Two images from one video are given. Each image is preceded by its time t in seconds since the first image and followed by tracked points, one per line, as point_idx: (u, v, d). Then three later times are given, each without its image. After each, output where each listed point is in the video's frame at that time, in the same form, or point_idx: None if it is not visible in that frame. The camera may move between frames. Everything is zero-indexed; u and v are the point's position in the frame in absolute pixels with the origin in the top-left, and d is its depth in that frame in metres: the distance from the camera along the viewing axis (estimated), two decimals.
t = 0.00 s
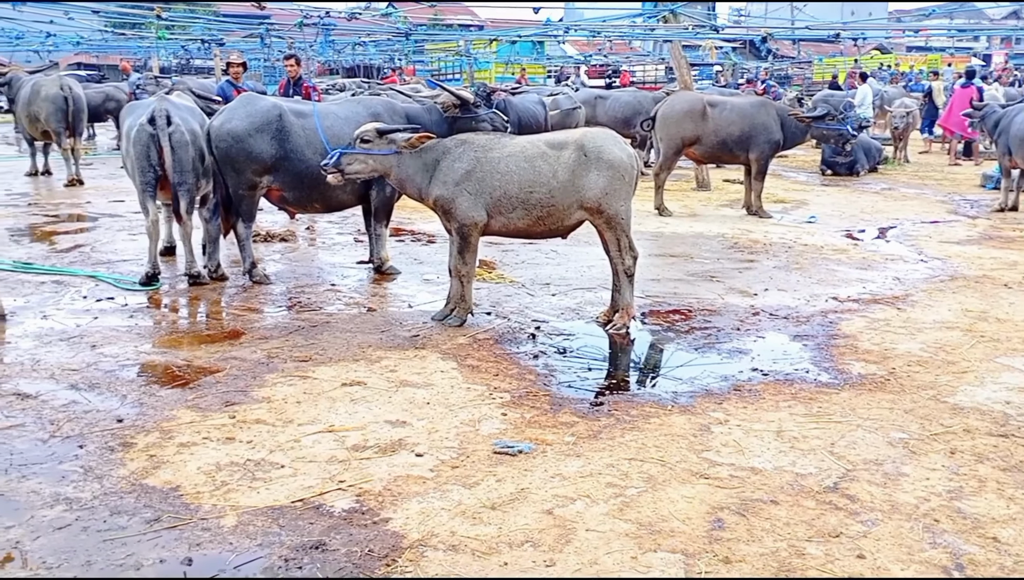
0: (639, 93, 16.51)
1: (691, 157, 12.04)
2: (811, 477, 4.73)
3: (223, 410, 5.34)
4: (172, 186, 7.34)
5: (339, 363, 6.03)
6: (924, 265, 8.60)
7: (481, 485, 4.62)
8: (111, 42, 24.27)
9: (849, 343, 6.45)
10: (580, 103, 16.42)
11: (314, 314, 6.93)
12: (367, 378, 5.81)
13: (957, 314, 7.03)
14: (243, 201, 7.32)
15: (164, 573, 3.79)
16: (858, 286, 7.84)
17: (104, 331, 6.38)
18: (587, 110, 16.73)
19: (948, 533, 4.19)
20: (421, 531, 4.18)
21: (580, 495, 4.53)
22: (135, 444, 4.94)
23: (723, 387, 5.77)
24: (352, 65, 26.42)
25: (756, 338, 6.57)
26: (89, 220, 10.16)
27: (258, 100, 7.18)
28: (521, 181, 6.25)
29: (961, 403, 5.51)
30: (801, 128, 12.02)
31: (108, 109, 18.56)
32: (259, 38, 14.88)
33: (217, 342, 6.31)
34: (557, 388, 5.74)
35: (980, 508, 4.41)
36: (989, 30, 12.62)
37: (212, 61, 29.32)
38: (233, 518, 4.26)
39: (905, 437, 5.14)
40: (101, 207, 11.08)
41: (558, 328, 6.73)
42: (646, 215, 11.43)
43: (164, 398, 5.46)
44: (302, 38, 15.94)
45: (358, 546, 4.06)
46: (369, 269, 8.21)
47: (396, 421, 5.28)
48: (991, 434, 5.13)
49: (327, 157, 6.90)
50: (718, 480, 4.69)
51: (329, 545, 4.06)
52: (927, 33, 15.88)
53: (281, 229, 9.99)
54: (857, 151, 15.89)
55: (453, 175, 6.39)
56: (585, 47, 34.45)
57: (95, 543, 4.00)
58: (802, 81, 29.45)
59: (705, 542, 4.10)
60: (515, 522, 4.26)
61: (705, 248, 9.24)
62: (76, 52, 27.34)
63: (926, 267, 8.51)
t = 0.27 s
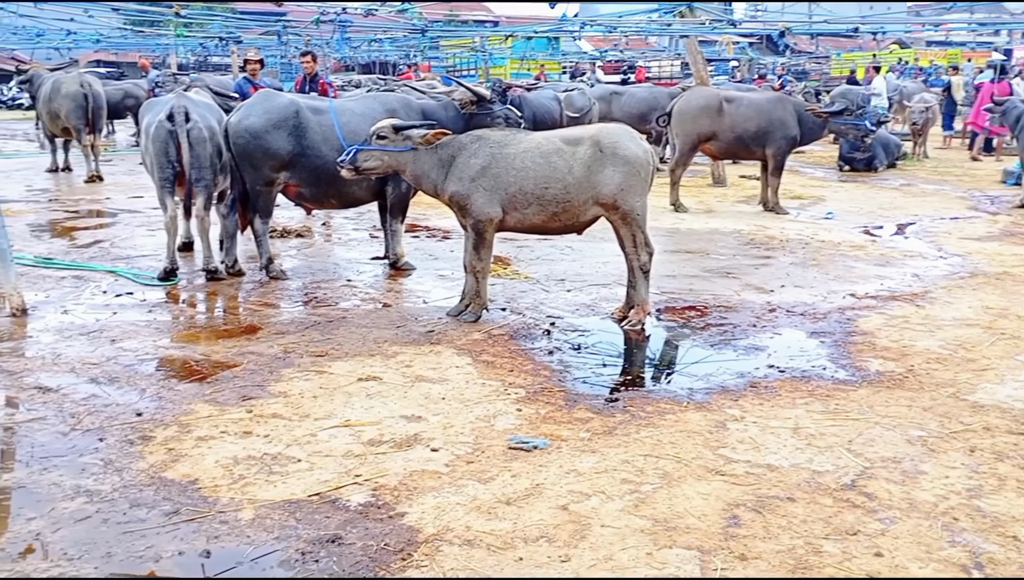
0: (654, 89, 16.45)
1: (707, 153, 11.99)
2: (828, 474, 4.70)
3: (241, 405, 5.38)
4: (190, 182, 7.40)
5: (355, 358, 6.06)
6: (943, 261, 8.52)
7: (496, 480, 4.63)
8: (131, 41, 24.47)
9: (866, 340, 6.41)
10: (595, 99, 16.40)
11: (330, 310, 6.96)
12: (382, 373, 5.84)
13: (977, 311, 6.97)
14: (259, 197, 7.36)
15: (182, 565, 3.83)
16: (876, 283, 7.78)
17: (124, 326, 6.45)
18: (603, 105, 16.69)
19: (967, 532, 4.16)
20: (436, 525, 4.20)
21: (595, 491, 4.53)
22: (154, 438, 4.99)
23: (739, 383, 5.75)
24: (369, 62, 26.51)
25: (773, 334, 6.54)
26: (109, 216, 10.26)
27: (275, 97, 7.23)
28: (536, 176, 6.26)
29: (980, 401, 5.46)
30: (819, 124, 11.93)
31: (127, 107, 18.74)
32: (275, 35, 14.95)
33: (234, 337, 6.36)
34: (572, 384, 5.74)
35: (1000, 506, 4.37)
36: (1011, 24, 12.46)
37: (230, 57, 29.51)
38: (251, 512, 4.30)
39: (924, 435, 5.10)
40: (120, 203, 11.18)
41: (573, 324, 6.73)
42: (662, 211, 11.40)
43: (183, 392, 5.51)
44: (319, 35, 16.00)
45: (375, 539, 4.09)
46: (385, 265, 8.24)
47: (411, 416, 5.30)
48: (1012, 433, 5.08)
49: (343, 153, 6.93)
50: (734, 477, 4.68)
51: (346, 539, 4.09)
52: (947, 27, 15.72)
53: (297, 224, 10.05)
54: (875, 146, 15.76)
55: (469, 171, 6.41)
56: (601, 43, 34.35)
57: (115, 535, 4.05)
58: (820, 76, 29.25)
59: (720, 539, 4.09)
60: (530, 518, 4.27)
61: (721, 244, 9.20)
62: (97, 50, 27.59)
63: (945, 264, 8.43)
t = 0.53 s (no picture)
0: (670, 85, 16.40)
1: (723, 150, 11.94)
2: (845, 472, 4.68)
3: (257, 400, 5.43)
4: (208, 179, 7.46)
5: (371, 354, 6.09)
6: (962, 258, 8.45)
7: (510, 476, 4.64)
8: (150, 39, 24.67)
9: (884, 338, 6.36)
10: (610, 95, 16.36)
11: (346, 306, 7.00)
12: (398, 369, 5.86)
13: (996, 308, 6.90)
14: (276, 194, 7.41)
15: (201, 558, 3.87)
16: (894, 280, 7.73)
17: (144, 321, 6.52)
18: (618, 101, 16.66)
19: (986, 531, 4.13)
20: (451, 521, 4.22)
21: (610, 488, 4.53)
22: (173, 432, 5.04)
23: (755, 380, 5.73)
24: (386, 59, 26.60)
25: (789, 332, 6.51)
26: (128, 213, 10.36)
27: (292, 94, 7.28)
28: (551, 173, 6.26)
29: (1000, 399, 5.41)
30: (836, 119, 11.86)
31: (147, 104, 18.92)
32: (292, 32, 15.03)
33: (252, 333, 6.41)
34: (587, 381, 5.74)
35: (1019, 506, 4.33)
36: None
37: (248, 54, 29.67)
38: (268, 506, 4.33)
39: (942, 433, 5.06)
40: (139, 200, 11.29)
41: (588, 320, 6.73)
42: (678, 208, 11.37)
43: (201, 387, 5.56)
44: (336, 33, 16.05)
45: (390, 534, 4.11)
46: (401, 262, 8.27)
47: (426, 412, 5.32)
48: None
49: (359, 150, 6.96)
50: (750, 475, 4.66)
51: (362, 533, 4.11)
52: (966, 22, 15.57)
53: (314, 221, 10.11)
54: (893, 142, 15.64)
55: (484, 168, 6.42)
56: (617, 39, 34.28)
57: (134, 528, 4.09)
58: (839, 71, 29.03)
59: (736, 536, 4.08)
60: (545, 514, 4.27)
61: (737, 241, 9.17)
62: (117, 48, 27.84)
63: (965, 261, 8.36)
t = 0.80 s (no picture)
0: (686, 82, 16.34)
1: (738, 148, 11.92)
2: (861, 471, 4.66)
3: (273, 396, 5.45)
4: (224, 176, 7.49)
5: (386, 350, 6.11)
6: (980, 256, 8.39)
7: (525, 473, 4.64)
8: (168, 37, 24.81)
9: (901, 336, 6.33)
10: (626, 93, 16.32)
11: (362, 303, 7.02)
12: (413, 365, 5.87)
13: (1015, 307, 6.85)
14: (292, 190, 7.43)
15: (217, 553, 3.89)
16: (911, 278, 7.68)
17: (161, 318, 6.55)
18: (634, 99, 16.63)
19: (1004, 530, 4.10)
20: (466, 517, 4.22)
21: (625, 485, 4.52)
22: (190, 428, 5.06)
23: (771, 378, 5.71)
24: (402, 57, 26.65)
25: (806, 329, 6.49)
26: (146, 210, 10.42)
27: (308, 92, 7.30)
28: (567, 170, 6.25)
29: (1018, 399, 5.37)
30: (854, 117, 11.83)
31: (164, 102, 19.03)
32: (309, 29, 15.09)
33: (268, 329, 6.44)
34: (602, 378, 5.73)
35: None
36: None
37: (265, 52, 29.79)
38: (284, 502, 4.35)
39: (959, 432, 5.04)
40: (156, 197, 11.35)
41: (603, 318, 6.72)
42: (693, 205, 11.34)
43: (217, 383, 5.59)
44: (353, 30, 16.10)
45: (405, 531, 4.12)
46: (416, 259, 8.29)
47: (441, 409, 5.33)
48: None
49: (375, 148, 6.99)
50: (766, 473, 4.65)
51: (377, 530, 4.12)
52: (984, 18, 15.47)
53: (330, 218, 10.14)
54: (910, 139, 15.57)
55: (499, 165, 6.43)
56: (633, 37, 34.22)
57: (151, 523, 4.12)
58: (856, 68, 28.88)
59: (752, 534, 4.07)
60: (560, 511, 4.27)
61: (753, 238, 9.14)
62: (135, 46, 28.01)
63: (983, 259, 8.31)
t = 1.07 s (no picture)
0: (701, 82, 16.36)
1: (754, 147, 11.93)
2: (877, 470, 4.65)
3: (289, 394, 5.45)
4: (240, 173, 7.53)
5: (401, 348, 6.11)
6: (996, 256, 8.37)
7: (540, 472, 4.64)
8: (183, 35, 24.92)
9: (916, 335, 6.32)
10: (641, 92, 16.32)
11: (377, 301, 7.03)
12: (428, 363, 5.88)
13: None
14: (308, 188, 7.46)
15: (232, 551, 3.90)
16: (926, 277, 7.67)
17: (176, 315, 6.58)
18: (649, 98, 16.64)
19: (1019, 530, 4.09)
20: (481, 516, 4.23)
21: (639, 484, 4.52)
22: (205, 425, 5.07)
23: (786, 377, 5.71)
24: (416, 56, 26.73)
25: (821, 328, 6.48)
26: (161, 207, 10.45)
27: (324, 90, 7.33)
28: (582, 168, 6.25)
29: None
30: (868, 116, 11.89)
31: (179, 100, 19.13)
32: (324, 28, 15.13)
33: (283, 327, 6.45)
34: (617, 377, 5.73)
35: None
36: None
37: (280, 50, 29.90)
38: (298, 499, 4.36)
39: (975, 431, 5.03)
40: (172, 195, 11.39)
41: (618, 317, 6.72)
42: (708, 204, 11.34)
43: (232, 381, 5.60)
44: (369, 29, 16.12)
45: (420, 529, 4.12)
46: (431, 257, 8.29)
47: (456, 407, 5.33)
48: None
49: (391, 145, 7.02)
50: (780, 472, 4.64)
51: (391, 527, 4.13)
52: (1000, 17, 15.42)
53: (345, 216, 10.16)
54: (927, 138, 15.54)
55: (514, 163, 6.43)
56: (648, 36, 34.24)
57: (166, 520, 4.13)
58: (871, 67, 28.83)
59: (766, 533, 4.07)
60: (574, 510, 4.27)
61: (767, 237, 9.14)
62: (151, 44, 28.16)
63: (999, 258, 8.28)
